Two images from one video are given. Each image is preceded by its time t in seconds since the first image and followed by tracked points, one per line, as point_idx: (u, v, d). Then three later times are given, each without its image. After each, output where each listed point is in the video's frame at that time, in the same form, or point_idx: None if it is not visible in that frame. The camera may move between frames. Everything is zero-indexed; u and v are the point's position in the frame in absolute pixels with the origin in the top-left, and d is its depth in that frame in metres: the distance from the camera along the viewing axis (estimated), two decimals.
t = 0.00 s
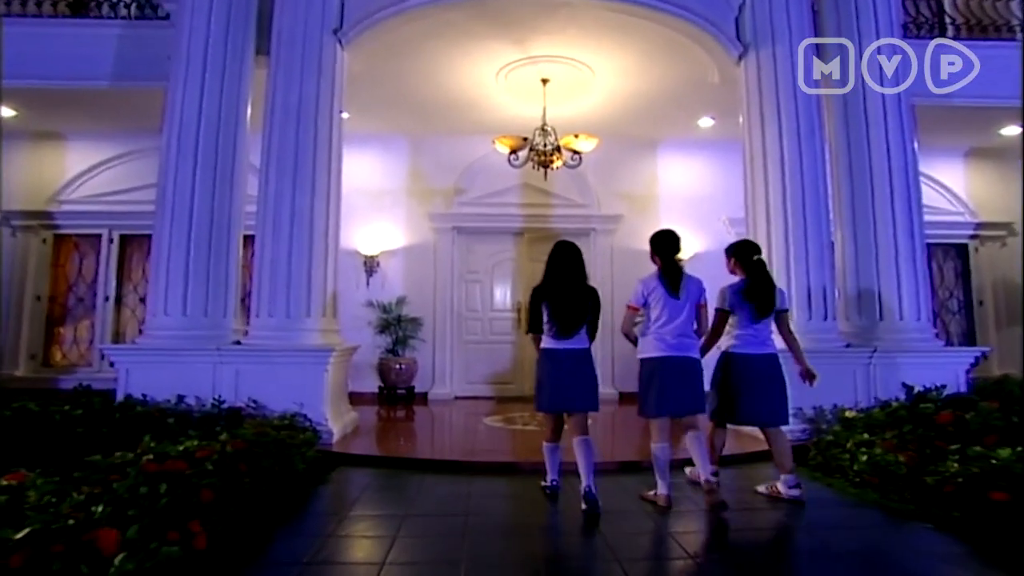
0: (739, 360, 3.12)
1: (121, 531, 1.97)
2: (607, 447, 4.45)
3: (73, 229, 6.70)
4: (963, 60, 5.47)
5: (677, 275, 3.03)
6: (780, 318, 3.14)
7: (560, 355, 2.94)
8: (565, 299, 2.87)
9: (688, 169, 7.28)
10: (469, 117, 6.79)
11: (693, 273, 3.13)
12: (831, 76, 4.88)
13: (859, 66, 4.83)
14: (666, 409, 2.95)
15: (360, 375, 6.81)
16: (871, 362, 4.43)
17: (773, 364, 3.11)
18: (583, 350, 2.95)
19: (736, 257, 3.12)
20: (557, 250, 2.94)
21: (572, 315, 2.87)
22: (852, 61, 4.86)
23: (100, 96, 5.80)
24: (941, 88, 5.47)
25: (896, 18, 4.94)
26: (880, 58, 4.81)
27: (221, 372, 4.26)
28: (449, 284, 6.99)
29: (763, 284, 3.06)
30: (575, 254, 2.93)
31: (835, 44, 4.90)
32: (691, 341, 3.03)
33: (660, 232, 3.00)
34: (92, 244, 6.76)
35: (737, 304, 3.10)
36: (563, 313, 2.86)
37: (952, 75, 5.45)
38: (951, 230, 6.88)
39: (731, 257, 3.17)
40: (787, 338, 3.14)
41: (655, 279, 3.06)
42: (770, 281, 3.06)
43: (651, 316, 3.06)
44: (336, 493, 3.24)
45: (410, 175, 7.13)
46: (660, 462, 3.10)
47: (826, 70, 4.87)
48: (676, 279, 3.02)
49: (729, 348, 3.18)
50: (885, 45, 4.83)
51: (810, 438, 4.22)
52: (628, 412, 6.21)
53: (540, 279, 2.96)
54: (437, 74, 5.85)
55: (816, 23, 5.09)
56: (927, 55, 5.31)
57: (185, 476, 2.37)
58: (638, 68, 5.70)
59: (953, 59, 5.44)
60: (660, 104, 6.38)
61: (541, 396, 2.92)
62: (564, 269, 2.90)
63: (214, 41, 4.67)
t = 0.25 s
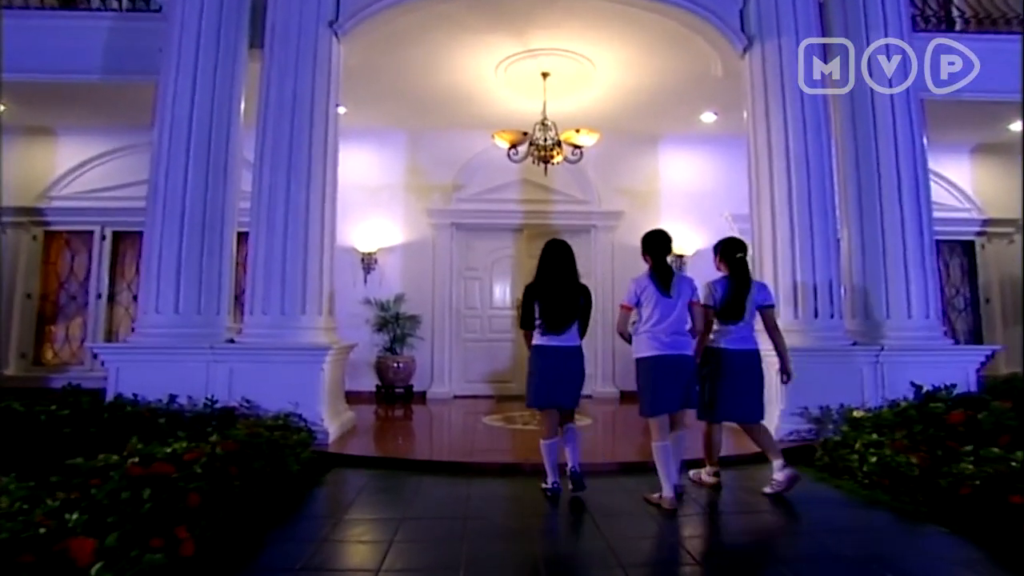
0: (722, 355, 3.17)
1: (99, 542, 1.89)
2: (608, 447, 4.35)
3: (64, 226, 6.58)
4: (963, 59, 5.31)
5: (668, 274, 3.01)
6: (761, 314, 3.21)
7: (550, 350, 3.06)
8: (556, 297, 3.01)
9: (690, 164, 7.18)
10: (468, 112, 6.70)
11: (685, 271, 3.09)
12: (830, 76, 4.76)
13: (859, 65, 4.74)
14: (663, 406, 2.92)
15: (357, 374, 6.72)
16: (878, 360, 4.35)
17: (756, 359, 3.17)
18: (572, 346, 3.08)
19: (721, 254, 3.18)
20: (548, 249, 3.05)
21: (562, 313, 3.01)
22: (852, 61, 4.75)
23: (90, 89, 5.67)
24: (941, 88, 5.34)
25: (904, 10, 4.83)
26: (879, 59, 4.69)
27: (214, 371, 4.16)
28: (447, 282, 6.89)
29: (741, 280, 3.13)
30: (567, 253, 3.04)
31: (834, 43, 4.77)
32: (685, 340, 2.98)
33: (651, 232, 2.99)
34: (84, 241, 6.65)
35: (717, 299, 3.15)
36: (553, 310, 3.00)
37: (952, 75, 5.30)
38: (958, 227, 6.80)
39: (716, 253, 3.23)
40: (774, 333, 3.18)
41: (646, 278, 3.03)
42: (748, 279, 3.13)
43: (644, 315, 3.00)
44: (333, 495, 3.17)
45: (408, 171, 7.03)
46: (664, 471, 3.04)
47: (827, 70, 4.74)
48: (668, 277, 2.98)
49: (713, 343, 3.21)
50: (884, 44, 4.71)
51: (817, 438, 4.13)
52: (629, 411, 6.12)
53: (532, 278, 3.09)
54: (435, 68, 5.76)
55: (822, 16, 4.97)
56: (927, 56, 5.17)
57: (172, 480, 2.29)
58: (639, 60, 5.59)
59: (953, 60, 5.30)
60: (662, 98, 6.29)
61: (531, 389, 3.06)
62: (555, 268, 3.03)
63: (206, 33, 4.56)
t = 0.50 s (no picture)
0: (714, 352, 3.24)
1: (72, 552, 1.80)
2: (610, 446, 4.24)
3: (55, 222, 6.47)
4: (963, 59, 5.21)
5: (666, 275, 2.97)
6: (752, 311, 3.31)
7: (548, 346, 2.97)
8: (552, 291, 2.92)
9: (693, 159, 7.08)
10: (467, 106, 6.58)
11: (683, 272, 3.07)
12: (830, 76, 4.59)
13: (858, 65, 4.63)
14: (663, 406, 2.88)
15: (354, 372, 6.61)
16: (887, 358, 4.25)
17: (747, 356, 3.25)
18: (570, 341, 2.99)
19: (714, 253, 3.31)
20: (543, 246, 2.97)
21: (559, 307, 2.92)
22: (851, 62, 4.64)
23: (80, 82, 5.55)
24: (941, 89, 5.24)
25: None
26: (879, 59, 4.58)
27: (207, 370, 4.05)
28: (446, 278, 6.78)
29: (734, 279, 3.25)
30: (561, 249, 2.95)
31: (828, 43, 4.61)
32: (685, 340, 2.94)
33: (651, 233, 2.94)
34: (75, 237, 6.53)
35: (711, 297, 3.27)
36: (550, 305, 2.91)
37: (952, 76, 5.21)
38: (966, 223, 6.71)
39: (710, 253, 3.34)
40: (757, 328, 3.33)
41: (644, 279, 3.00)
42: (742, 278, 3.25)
43: (643, 316, 2.97)
44: (329, 497, 3.07)
45: (406, 166, 6.91)
46: (668, 467, 2.95)
47: (826, 70, 4.56)
48: (666, 278, 2.95)
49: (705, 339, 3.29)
50: (883, 44, 4.59)
51: (826, 438, 4.04)
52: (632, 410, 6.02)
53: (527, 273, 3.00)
54: (433, 61, 5.64)
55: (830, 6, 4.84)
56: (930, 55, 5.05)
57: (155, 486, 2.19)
58: (642, 53, 5.48)
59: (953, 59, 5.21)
60: (665, 92, 6.17)
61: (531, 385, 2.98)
62: (551, 262, 2.95)
63: (198, 23, 4.44)
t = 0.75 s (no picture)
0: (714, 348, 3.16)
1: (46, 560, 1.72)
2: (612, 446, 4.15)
3: (47, 218, 6.37)
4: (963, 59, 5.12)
5: (666, 272, 3.04)
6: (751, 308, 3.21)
7: (549, 344, 2.88)
8: (551, 289, 2.84)
9: (697, 155, 6.98)
10: (466, 100, 6.48)
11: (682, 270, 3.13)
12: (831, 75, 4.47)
13: (858, 65, 4.53)
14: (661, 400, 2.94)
15: (352, 370, 6.52)
16: (896, 357, 4.16)
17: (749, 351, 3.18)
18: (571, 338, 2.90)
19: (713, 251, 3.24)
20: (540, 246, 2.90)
21: (558, 304, 2.84)
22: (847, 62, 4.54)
23: (71, 75, 5.44)
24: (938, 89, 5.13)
25: None
26: (879, 59, 4.48)
27: (200, 368, 3.96)
28: (446, 275, 6.69)
29: (734, 276, 3.18)
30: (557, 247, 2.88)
31: (828, 43, 4.48)
32: (685, 336, 2.99)
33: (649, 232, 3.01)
34: (68, 233, 6.43)
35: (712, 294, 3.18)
36: (549, 302, 2.83)
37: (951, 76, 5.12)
38: (975, 219, 6.63)
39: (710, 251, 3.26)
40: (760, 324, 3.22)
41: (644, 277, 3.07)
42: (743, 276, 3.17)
43: (644, 314, 3.03)
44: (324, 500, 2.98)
45: (404, 161, 6.81)
46: (662, 451, 3.03)
47: (826, 71, 4.44)
48: (665, 276, 3.02)
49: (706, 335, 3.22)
50: (885, 44, 4.48)
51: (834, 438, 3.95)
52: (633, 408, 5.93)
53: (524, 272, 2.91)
54: (432, 54, 5.54)
55: None
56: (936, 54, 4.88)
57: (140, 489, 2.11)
58: (645, 46, 5.38)
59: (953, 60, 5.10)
60: (668, 86, 6.07)
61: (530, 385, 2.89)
62: (548, 259, 2.87)
63: (191, 13, 4.33)
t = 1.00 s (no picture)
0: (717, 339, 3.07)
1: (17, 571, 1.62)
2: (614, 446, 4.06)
3: (37, 214, 6.26)
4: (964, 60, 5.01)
5: (665, 269, 3.08)
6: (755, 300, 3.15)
7: (548, 337, 2.80)
8: (548, 282, 2.78)
9: (700, 150, 6.88)
10: (465, 94, 6.38)
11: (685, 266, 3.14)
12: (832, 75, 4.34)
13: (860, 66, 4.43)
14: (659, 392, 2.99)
15: (349, 368, 6.43)
16: (905, 354, 4.07)
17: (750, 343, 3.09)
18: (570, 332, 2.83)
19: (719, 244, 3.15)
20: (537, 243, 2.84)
21: (556, 298, 2.77)
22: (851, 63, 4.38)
23: (60, 67, 5.32)
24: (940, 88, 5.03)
25: None
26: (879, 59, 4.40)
27: (192, 366, 3.86)
28: (445, 272, 6.59)
29: (739, 270, 3.10)
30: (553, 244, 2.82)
31: (835, 43, 4.35)
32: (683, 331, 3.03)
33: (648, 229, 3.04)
34: (59, 229, 6.32)
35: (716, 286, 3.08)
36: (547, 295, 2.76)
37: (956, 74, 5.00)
38: (983, 215, 6.54)
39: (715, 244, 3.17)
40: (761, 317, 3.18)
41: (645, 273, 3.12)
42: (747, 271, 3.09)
43: (643, 310, 3.09)
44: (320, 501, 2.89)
45: (402, 156, 6.70)
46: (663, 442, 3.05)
47: (826, 71, 4.31)
48: (664, 273, 3.06)
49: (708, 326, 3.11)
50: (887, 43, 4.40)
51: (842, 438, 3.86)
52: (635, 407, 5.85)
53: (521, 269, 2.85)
54: (430, 46, 5.44)
55: None
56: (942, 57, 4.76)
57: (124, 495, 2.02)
58: (648, 38, 5.28)
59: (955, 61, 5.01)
60: (671, 79, 5.96)
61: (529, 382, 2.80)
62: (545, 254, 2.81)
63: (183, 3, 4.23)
